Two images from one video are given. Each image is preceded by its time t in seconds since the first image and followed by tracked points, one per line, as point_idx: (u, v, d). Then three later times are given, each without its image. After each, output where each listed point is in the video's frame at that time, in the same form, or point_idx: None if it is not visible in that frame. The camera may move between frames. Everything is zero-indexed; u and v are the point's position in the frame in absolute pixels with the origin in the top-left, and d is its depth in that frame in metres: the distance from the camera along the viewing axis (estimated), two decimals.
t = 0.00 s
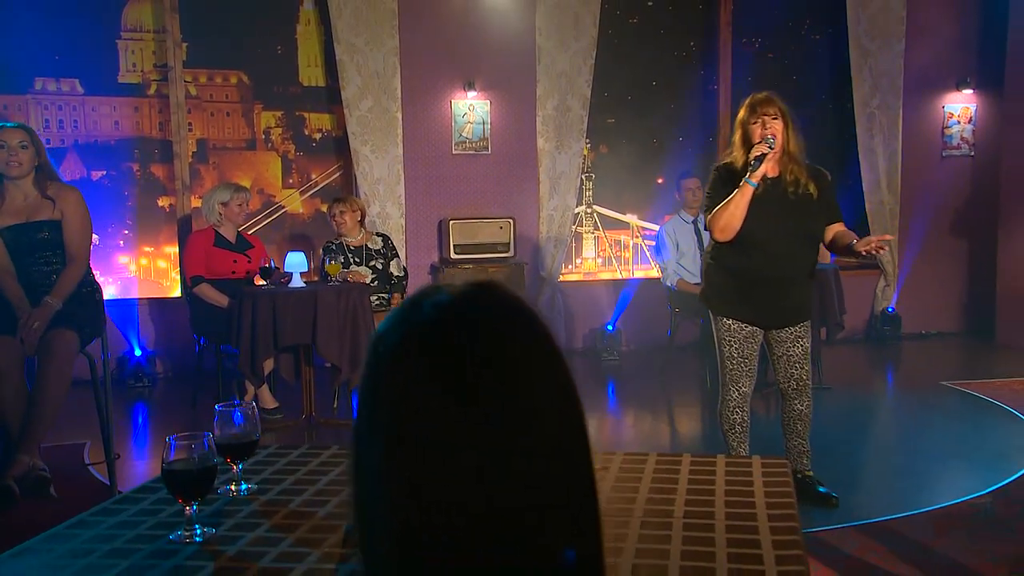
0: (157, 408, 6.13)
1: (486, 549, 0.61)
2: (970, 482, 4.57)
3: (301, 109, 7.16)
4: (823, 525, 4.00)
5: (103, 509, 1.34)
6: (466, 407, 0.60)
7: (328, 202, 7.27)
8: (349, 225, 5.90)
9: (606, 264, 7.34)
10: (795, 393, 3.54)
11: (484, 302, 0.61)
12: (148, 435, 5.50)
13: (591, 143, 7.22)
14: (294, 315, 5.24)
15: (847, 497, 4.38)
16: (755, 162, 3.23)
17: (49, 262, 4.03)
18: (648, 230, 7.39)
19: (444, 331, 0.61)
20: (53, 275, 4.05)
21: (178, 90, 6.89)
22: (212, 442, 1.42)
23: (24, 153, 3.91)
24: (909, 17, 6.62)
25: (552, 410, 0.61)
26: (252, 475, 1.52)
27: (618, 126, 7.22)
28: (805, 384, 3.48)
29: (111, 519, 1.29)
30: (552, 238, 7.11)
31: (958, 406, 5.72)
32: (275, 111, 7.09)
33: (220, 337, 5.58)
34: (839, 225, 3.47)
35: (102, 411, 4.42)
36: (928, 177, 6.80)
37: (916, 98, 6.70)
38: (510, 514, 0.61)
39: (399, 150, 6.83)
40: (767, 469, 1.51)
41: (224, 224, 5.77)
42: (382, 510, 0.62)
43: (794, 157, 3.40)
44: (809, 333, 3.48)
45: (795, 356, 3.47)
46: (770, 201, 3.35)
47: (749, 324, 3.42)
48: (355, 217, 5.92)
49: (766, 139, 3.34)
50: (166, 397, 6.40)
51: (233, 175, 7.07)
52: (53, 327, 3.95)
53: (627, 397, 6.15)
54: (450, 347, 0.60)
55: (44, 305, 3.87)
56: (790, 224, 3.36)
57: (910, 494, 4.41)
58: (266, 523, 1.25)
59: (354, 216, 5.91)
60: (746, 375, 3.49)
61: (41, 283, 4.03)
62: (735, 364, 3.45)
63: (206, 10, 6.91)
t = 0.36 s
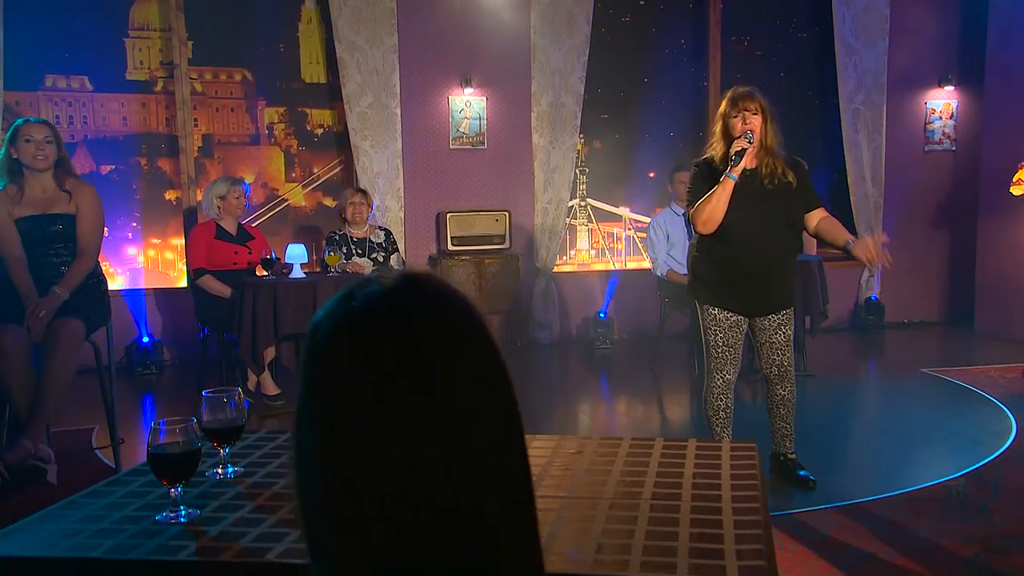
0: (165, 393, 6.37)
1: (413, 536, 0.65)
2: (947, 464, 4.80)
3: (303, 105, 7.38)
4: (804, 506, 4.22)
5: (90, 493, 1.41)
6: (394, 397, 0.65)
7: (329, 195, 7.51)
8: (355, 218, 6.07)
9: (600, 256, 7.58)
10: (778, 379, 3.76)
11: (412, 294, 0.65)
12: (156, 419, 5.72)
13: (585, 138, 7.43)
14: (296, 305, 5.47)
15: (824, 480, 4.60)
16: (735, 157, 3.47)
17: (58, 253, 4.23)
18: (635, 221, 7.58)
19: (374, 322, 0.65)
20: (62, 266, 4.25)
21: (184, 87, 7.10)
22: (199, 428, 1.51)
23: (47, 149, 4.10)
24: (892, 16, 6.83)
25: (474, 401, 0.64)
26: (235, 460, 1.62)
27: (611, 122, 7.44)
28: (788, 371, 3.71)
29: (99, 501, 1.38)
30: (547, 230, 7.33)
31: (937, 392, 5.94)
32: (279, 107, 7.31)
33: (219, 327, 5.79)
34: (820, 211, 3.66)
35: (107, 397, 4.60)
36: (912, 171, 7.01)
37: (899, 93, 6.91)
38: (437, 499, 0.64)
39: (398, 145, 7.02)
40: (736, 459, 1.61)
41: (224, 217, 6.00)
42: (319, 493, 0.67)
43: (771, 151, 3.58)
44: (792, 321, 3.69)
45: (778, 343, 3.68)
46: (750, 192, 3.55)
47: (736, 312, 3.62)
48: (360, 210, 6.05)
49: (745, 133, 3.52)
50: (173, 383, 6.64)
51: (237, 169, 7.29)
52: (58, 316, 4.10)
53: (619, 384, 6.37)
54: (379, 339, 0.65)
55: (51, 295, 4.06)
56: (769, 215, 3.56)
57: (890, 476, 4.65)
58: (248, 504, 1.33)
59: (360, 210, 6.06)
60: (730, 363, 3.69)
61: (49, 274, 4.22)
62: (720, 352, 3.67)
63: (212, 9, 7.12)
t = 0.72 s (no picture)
0: (177, 381, 6.63)
1: (364, 506, 0.74)
2: (929, 450, 5.03)
3: (308, 103, 7.63)
4: (787, 490, 4.44)
5: (91, 477, 1.58)
6: (347, 384, 0.73)
7: (335, 190, 7.76)
8: (370, 211, 6.26)
9: (597, 249, 7.82)
10: (767, 368, 4.01)
11: (365, 291, 0.74)
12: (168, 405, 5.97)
13: (581, 135, 7.67)
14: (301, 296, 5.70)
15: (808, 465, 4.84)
16: (736, 149, 3.69)
17: (75, 248, 4.48)
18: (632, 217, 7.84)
19: (330, 316, 0.73)
20: (76, 260, 4.50)
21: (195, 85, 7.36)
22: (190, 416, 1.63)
23: (82, 147, 4.40)
24: (879, 16, 7.05)
25: (423, 386, 0.73)
26: (228, 447, 1.78)
27: (606, 119, 7.68)
28: (776, 359, 3.95)
29: (100, 484, 1.53)
30: (545, 224, 7.58)
31: (919, 380, 6.16)
32: (286, 105, 7.57)
33: (226, 318, 6.00)
34: (816, 212, 3.91)
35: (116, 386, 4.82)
36: (898, 167, 7.25)
37: (885, 92, 7.14)
38: (384, 476, 0.74)
39: (399, 142, 7.25)
40: (710, 443, 1.81)
41: (230, 211, 6.26)
42: (276, 467, 0.75)
43: (769, 143, 3.82)
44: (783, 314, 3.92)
45: (768, 333, 3.92)
46: (750, 183, 3.78)
47: (728, 300, 3.86)
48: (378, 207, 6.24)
49: (744, 125, 3.76)
50: (184, 372, 6.90)
51: (246, 165, 7.54)
52: (70, 306, 4.31)
53: (614, 372, 6.61)
54: (336, 332, 0.73)
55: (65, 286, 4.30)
56: (765, 206, 3.80)
57: (877, 461, 4.89)
58: (238, 489, 1.48)
59: (376, 205, 6.24)
60: (723, 351, 3.95)
61: (64, 268, 4.46)
62: (715, 340, 3.91)
63: (220, 10, 7.36)
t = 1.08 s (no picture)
0: (188, 369, 6.91)
1: (327, 490, 0.82)
2: (910, 437, 5.16)
3: (314, 102, 7.90)
4: (771, 475, 4.62)
5: (91, 463, 1.70)
6: (314, 382, 0.82)
7: (340, 187, 8.03)
8: (375, 208, 6.45)
9: (593, 244, 8.07)
10: (757, 356, 4.26)
11: (330, 293, 0.83)
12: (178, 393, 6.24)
13: (578, 133, 7.91)
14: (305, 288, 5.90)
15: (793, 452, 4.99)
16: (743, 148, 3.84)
17: (88, 245, 4.75)
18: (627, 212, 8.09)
19: (298, 314, 0.82)
20: (88, 256, 4.76)
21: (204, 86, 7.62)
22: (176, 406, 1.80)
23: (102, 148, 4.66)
24: (866, 18, 7.27)
25: (384, 381, 0.82)
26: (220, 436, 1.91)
27: (602, 118, 7.91)
28: (767, 348, 4.22)
29: (97, 472, 1.65)
30: (543, 220, 7.82)
31: (904, 370, 6.34)
32: (292, 105, 7.83)
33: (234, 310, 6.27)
34: (813, 210, 4.17)
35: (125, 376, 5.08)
36: (884, 164, 7.49)
37: (872, 93, 7.37)
38: (348, 463, 0.82)
39: (401, 140, 7.49)
40: (683, 433, 1.88)
41: (240, 207, 6.53)
42: (246, 456, 0.83)
43: (771, 145, 4.03)
44: (777, 306, 4.17)
45: (762, 322, 4.17)
46: (752, 182, 4.01)
47: (724, 292, 4.12)
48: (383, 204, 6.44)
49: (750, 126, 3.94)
50: (194, 361, 7.18)
51: (254, 163, 7.82)
52: (81, 299, 4.58)
53: (609, 363, 6.86)
54: (303, 331, 0.82)
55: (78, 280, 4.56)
56: (767, 203, 4.03)
57: (864, 445, 5.06)
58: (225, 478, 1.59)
59: (381, 202, 6.44)
60: (718, 340, 4.21)
61: (77, 263, 4.73)
62: (710, 330, 4.18)
63: (228, 13, 7.62)
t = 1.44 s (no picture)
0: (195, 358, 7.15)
1: (296, 483, 0.88)
2: (889, 425, 5.33)
3: (316, 100, 8.12)
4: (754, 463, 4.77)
5: (83, 452, 1.88)
6: (287, 382, 0.87)
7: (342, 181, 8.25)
8: (366, 202, 6.64)
9: (588, 237, 8.29)
10: (744, 346, 4.49)
11: (302, 293, 0.88)
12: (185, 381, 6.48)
13: (573, 130, 8.12)
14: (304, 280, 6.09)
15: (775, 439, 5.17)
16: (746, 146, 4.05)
17: (94, 239, 5.01)
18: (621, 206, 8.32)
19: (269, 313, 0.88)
20: (93, 250, 5.01)
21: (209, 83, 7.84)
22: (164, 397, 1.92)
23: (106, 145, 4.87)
24: (853, 18, 7.46)
25: (355, 383, 0.88)
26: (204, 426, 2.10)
27: (596, 114, 8.12)
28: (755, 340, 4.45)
29: (88, 462, 1.82)
30: (540, 214, 8.04)
31: (888, 360, 6.53)
32: (295, 102, 8.06)
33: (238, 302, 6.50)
34: (798, 211, 4.44)
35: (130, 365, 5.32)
36: (872, 159, 7.68)
37: (860, 90, 7.57)
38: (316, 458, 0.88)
39: (401, 137, 7.70)
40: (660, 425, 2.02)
41: (242, 202, 6.75)
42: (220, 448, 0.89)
43: (767, 145, 4.25)
44: (764, 298, 4.40)
45: (751, 313, 4.39)
46: (749, 179, 4.22)
47: (715, 285, 4.35)
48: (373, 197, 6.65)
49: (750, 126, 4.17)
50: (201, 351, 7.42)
51: (258, 159, 8.05)
52: (87, 291, 4.84)
53: (602, 353, 7.09)
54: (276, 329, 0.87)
55: (83, 274, 4.82)
56: (764, 200, 4.25)
57: (851, 434, 5.21)
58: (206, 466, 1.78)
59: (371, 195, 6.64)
60: (708, 331, 4.44)
61: (82, 257, 4.99)
62: (700, 321, 4.41)
63: (233, 13, 7.85)
